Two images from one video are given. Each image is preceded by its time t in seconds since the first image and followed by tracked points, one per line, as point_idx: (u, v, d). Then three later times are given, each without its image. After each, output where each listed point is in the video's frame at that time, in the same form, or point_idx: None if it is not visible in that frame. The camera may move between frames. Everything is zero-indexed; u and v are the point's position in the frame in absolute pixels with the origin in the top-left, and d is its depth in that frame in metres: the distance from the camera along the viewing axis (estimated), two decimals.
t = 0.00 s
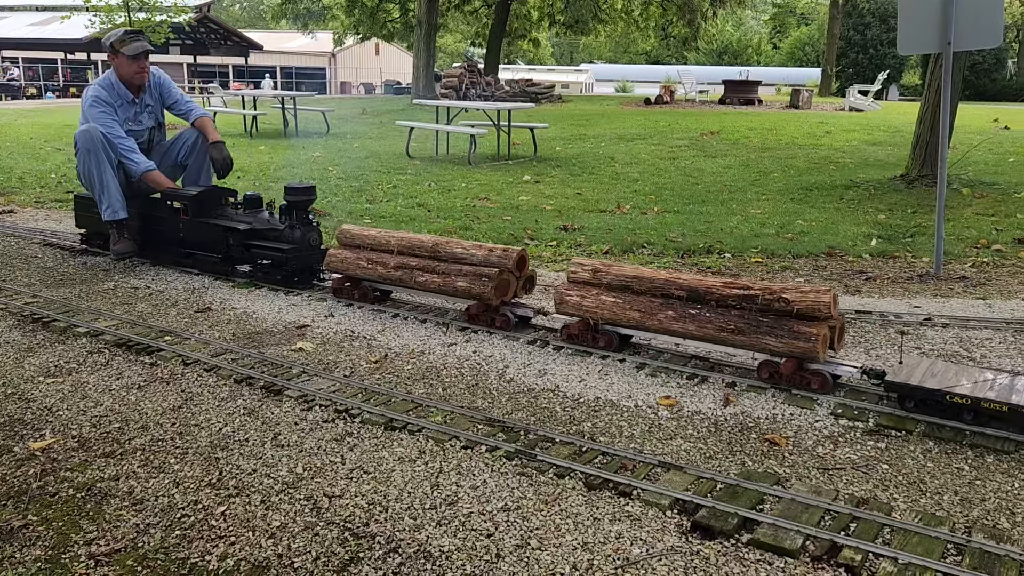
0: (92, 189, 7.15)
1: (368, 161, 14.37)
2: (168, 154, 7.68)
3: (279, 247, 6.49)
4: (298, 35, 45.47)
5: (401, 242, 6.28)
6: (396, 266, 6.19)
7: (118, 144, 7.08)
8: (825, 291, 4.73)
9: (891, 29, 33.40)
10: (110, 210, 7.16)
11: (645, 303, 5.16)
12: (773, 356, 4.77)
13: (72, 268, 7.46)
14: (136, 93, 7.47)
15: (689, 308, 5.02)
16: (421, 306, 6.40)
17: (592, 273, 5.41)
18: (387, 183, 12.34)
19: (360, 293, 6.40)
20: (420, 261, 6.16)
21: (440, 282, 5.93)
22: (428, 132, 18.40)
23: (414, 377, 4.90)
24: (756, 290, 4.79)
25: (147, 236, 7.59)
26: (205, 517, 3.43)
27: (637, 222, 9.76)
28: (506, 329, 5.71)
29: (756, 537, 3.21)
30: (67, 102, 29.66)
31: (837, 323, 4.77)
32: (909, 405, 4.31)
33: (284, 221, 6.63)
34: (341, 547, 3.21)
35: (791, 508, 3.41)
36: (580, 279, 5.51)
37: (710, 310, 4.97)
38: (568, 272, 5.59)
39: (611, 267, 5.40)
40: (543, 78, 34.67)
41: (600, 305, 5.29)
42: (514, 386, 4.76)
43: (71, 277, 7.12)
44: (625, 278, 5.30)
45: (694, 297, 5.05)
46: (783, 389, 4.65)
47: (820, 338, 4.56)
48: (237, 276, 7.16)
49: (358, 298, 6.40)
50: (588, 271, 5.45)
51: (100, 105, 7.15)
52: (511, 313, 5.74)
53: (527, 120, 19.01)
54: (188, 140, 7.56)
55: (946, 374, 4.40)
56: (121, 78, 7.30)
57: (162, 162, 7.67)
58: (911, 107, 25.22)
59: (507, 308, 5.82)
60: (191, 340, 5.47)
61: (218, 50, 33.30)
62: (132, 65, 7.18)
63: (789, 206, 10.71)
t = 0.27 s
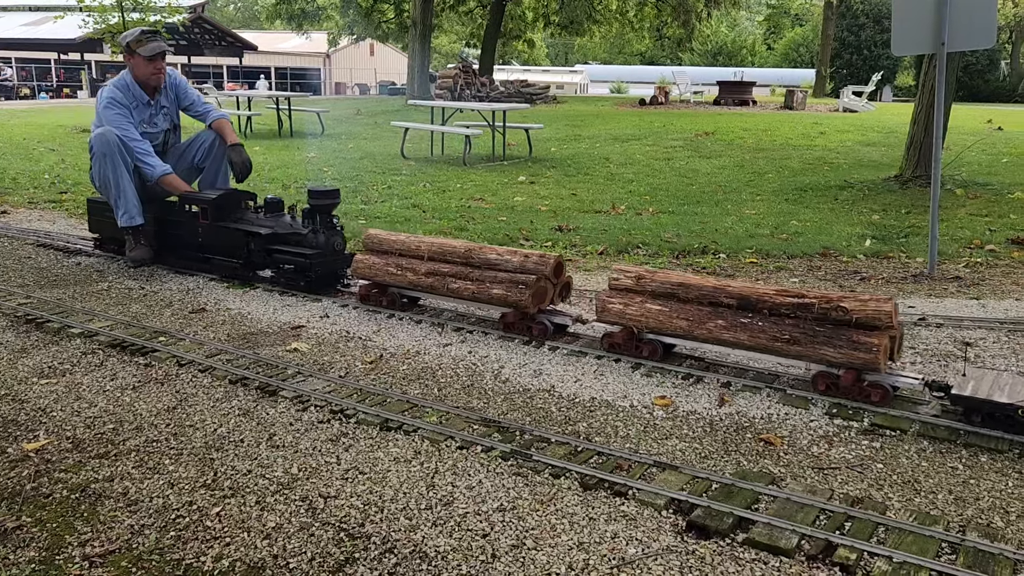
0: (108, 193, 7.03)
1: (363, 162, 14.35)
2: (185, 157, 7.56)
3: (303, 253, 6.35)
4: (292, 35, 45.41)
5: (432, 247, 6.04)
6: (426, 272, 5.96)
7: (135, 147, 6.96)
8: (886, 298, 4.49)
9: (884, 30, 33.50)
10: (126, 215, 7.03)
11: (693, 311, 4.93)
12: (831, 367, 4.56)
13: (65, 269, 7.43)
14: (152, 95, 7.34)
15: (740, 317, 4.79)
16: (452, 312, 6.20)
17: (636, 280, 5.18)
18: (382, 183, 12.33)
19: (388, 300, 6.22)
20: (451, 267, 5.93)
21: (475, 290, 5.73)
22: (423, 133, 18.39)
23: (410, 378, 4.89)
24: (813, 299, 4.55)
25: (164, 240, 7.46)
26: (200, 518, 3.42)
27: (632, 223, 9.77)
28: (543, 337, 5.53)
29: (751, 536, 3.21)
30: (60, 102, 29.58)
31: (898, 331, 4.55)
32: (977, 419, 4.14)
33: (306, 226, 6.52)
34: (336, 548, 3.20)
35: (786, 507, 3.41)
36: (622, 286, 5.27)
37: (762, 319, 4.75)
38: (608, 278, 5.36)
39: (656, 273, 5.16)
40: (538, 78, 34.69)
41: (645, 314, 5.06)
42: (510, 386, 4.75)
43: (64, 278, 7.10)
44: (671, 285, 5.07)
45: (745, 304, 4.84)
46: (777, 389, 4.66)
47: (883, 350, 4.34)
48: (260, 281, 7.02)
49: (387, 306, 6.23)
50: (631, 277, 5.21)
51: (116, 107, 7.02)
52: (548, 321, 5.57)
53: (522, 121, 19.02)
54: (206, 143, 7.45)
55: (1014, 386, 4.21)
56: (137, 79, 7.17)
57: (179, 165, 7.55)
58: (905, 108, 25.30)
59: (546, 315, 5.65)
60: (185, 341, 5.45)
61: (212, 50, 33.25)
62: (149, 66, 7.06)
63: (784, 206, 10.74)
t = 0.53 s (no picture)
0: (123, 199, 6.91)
1: (355, 163, 14.33)
2: (199, 160, 7.44)
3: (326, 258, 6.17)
4: (285, 37, 45.30)
5: (464, 254, 5.89)
6: (458, 280, 5.80)
7: (150, 152, 6.84)
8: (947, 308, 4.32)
9: (876, 32, 33.63)
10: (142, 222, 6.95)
11: (742, 321, 4.79)
12: (889, 381, 4.38)
13: (56, 271, 7.39)
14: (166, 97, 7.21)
15: (793, 328, 4.64)
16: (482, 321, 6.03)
17: (680, 289, 5.05)
18: (375, 185, 12.31)
19: (417, 308, 6.03)
20: (484, 275, 5.77)
21: (509, 298, 5.57)
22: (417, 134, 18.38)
23: (402, 380, 4.88)
24: (871, 308, 4.39)
25: (180, 247, 7.31)
26: (191, 522, 3.40)
27: (625, 224, 9.78)
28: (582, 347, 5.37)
29: (744, 537, 3.21)
30: (51, 104, 29.45)
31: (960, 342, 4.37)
32: None
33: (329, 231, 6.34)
34: (329, 551, 3.19)
35: (779, 509, 3.41)
36: (666, 296, 5.13)
37: (816, 330, 4.59)
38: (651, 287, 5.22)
39: (701, 282, 5.04)
40: (531, 79, 34.71)
41: (690, 323, 4.93)
42: (503, 388, 4.75)
43: (55, 281, 7.06)
44: (718, 293, 4.93)
45: (798, 314, 4.68)
46: (771, 389, 4.66)
47: (947, 361, 4.17)
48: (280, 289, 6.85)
49: (415, 315, 6.04)
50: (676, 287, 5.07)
51: (129, 111, 6.89)
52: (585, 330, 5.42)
53: (515, 122, 19.03)
54: (221, 146, 7.33)
55: None
56: (151, 81, 7.03)
57: (193, 169, 7.43)
58: (896, 109, 25.39)
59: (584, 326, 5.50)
60: (176, 344, 5.43)
61: (204, 51, 33.17)
62: (163, 68, 6.91)
63: (776, 207, 10.76)
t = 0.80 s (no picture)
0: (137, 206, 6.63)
1: (347, 166, 14.31)
2: (214, 165, 7.15)
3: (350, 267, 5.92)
4: (276, 39, 45.19)
5: (496, 262, 5.66)
6: (490, 290, 5.60)
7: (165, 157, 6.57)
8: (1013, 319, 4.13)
9: (866, 34, 33.81)
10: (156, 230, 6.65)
11: (795, 333, 4.60)
12: (952, 396, 4.20)
13: (45, 275, 7.35)
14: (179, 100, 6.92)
15: (849, 340, 4.45)
16: (514, 331, 5.82)
17: (729, 299, 4.84)
18: (366, 187, 12.29)
19: (447, 319, 5.82)
20: (517, 284, 5.56)
21: (548, 309, 5.36)
22: (409, 137, 18.36)
23: (393, 383, 4.86)
24: (933, 321, 4.20)
25: (196, 255, 7.04)
26: (180, 527, 3.38)
27: (617, 226, 9.79)
28: (621, 359, 5.19)
29: (735, 540, 3.21)
30: (40, 108, 29.26)
31: None
32: None
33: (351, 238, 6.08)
34: (319, 556, 3.17)
35: (770, 510, 3.41)
36: (712, 305, 4.93)
37: (873, 343, 4.40)
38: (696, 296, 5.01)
39: (750, 291, 4.83)
40: (523, 82, 34.74)
41: (740, 336, 4.73)
42: (494, 391, 4.74)
43: (44, 285, 7.02)
44: (768, 303, 4.73)
45: (853, 325, 4.49)
46: (762, 391, 4.67)
47: (1015, 377, 3.99)
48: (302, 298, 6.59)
49: (446, 326, 5.83)
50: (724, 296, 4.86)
51: (142, 115, 6.61)
52: (627, 341, 5.22)
53: (507, 124, 19.04)
54: (237, 150, 7.04)
55: None
56: (164, 84, 6.74)
57: (208, 174, 7.15)
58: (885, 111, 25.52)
59: (625, 337, 5.30)
60: (166, 348, 5.40)
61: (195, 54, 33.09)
62: (177, 70, 6.62)
63: (767, 209, 10.79)
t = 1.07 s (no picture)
0: (152, 213, 6.47)
1: (337, 168, 14.28)
2: (228, 171, 7.02)
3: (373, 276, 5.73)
4: (265, 41, 45.07)
5: (530, 271, 5.48)
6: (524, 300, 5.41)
7: (180, 163, 6.41)
8: None
9: (854, 36, 33.99)
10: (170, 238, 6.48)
11: (849, 345, 4.42)
12: (1018, 411, 4.04)
13: (31, 280, 7.29)
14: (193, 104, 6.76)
15: (907, 352, 4.28)
16: (547, 342, 5.65)
17: (777, 308, 4.66)
18: (356, 190, 12.27)
19: (476, 329, 5.65)
20: (551, 293, 5.38)
21: (585, 320, 5.17)
22: (398, 139, 18.34)
23: (382, 387, 4.85)
24: (998, 333, 4.05)
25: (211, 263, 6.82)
26: (168, 533, 3.36)
27: (607, 228, 9.80)
28: (662, 371, 5.01)
29: (724, 541, 3.22)
30: (27, 110, 29.08)
31: None
32: None
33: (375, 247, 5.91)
34: (307, 561, 3.16)
35: (758, 512, 3.42)
36: (760, 316, 4.74)
37: (933, 355, 4.24)
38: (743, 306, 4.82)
39: (799, 301, 4.64)
40: (512, 84, 34.78)
41: (791, 348, 4.55)
42: (484, 394, 4.73)
43: (30, 289, 6.97)
44: (819, 314, 4.55)
45: (910, 337, 4.32)
46: (751, 393, 4.67)
47: None
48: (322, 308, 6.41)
49: (476, 337, 5.66)
50: (772, 306, 4.68)
51: (156, 119, 6.46)
52: (668, 352, 5.05)
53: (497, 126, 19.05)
54: (252, 156, 6.91)
55: None
56: (178, 88, 6.57)
57: (222, 179, 7.02)
58: (873, 112, 25.66)
59: (666, 348, 5.13)
60: (154, 352, 5.37)
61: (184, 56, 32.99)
62: (191, 74, 6.45)
63: (756, 211, 10.83)
